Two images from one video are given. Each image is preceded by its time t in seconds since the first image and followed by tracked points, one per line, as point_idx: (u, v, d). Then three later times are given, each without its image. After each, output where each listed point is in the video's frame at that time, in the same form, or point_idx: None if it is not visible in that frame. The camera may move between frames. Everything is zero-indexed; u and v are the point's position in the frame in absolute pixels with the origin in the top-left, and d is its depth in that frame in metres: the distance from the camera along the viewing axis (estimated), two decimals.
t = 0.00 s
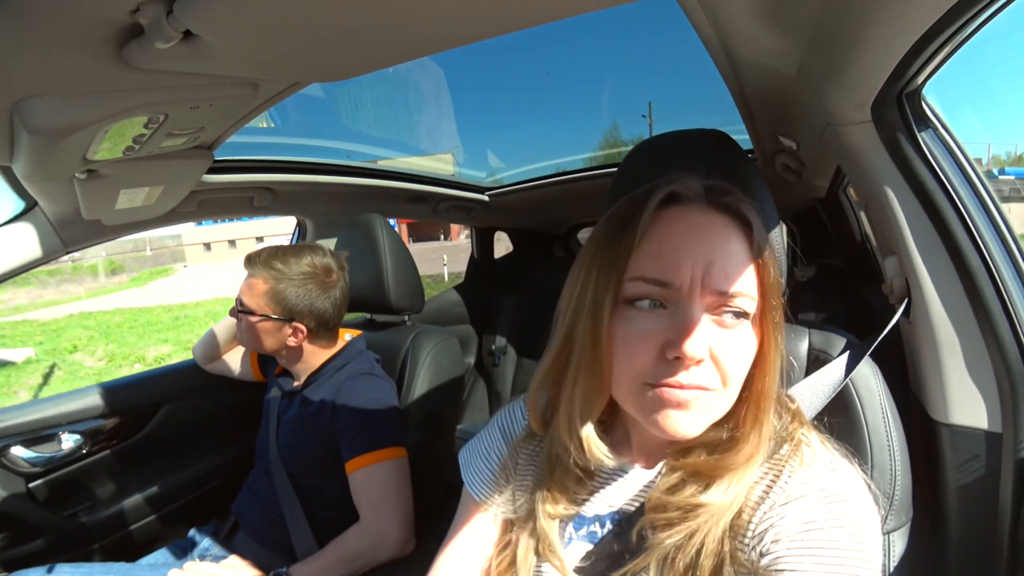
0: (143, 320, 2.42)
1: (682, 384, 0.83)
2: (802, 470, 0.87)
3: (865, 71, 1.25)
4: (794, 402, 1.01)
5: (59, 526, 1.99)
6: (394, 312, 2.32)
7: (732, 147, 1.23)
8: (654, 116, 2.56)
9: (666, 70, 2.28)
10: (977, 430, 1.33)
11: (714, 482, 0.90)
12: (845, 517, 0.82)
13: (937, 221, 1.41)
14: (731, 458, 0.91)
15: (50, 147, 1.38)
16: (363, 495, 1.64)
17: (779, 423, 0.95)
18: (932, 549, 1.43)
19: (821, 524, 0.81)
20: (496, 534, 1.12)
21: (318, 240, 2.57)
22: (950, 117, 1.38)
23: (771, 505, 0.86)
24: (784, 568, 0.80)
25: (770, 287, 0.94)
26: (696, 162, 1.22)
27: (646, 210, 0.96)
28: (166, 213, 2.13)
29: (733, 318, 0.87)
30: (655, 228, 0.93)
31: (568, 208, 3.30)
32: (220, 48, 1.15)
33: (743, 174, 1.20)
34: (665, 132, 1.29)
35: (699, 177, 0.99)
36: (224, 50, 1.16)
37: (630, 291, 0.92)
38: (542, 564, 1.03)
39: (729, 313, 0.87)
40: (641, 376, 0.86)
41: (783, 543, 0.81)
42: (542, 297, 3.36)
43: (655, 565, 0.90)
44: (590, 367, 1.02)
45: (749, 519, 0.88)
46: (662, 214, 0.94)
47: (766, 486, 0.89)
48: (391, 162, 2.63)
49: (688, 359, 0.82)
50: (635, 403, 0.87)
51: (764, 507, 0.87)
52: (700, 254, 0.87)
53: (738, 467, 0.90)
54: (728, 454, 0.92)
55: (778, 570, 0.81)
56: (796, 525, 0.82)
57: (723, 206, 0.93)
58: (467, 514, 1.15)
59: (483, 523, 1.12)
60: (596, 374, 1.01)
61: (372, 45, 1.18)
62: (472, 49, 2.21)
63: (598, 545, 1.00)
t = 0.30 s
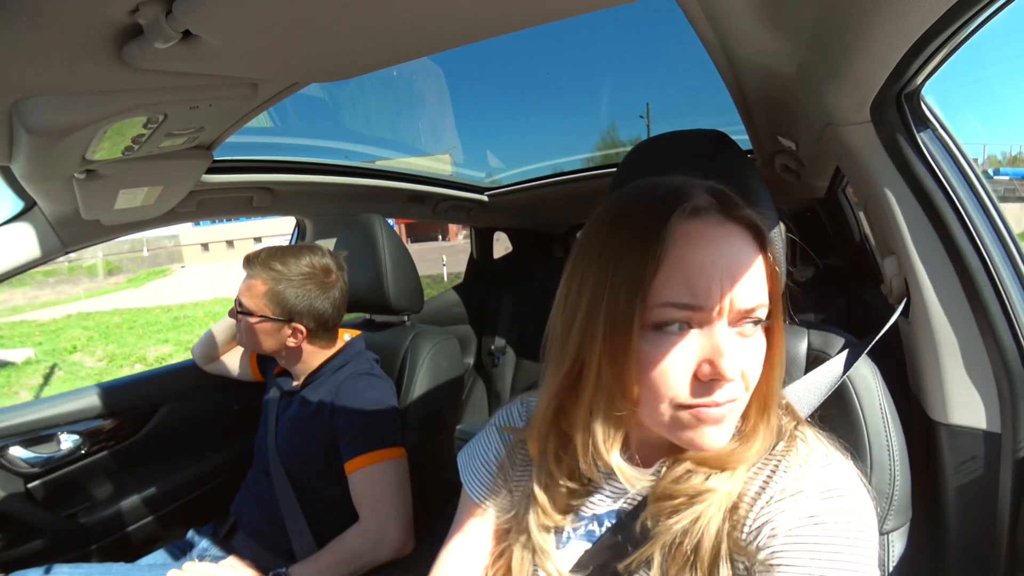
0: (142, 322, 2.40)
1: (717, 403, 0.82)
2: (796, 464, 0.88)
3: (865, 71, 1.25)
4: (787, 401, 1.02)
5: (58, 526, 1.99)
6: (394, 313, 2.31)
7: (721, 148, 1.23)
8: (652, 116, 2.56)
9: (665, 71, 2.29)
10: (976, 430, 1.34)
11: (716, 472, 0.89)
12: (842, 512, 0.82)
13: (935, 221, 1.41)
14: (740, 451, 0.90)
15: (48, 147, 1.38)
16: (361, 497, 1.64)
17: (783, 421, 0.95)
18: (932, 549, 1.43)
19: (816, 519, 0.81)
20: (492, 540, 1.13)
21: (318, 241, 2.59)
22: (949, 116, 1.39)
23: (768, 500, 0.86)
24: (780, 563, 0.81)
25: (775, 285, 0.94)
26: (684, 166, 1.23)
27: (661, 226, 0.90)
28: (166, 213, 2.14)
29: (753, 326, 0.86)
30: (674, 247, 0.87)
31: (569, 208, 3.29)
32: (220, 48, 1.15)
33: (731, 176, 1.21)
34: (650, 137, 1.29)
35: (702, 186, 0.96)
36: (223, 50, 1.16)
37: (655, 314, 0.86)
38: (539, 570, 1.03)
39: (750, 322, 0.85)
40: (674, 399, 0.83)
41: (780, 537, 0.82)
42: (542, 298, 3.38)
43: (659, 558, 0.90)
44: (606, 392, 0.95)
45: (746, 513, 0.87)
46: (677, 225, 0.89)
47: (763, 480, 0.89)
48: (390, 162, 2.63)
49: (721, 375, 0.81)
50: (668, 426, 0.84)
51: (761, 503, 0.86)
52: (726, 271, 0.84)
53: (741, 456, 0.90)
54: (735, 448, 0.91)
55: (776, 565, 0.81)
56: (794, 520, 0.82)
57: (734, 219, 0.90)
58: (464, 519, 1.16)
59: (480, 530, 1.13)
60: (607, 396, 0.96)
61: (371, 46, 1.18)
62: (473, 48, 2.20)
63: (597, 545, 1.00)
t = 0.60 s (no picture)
0: (142, 322, 2.36)
1: (731, 408, 0.82)
2: (794, 460, 0.88)
3: (864, 71, 1.25)
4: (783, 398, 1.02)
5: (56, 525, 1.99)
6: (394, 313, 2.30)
7: (721, 149, 1.23)
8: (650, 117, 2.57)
9: (664, 71, 2.28)
10: (975, 430, 1.33)
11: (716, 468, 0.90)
12: (841, 507, 0.81)
13: (934, 220, 1.41)
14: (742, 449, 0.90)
15: (48, 147, 1.38)
16: (361, 497, 1.64)
17: (785, 418, 0.95)
18: (930, 549, 1.43)
19: (817, 513, 0.81)
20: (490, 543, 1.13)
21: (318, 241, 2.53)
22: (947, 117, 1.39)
23: (768, 496, 0.86)
24: (781, 558, 0.81)
25: (779, 285, 0.94)
26: (683, 168, 1.23)
27: (674, 235, 0.88)
28: (166, 213, 2.14)
29: (761, 329, 0.86)
30: (690, 256, 0.86)
31: (569, 208, 3.29)
32: (219, 49, 1.15)
33: (730, 177, 1.21)
34: (647, 140, 1.29)
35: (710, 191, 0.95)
36: (223, 51, 1.16)
37: (670, 325, 0.84)
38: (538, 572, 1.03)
39: (758, 326, 0.85)
40: (688, 406, 0.82)
41: (781, 533, 0.82)
42: (540, 300, 3.33)
43: (661, 552, 0.91)
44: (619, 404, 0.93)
45: (746, 510, 0.87)
46: (689, 230, 0.88)
47: (765, 475, 0.89)
48: (390, 162, 2.64)
49: (735, 381, 0.81)
50: (684, 434, 0.84)
51: (761, 498, 0.87)
52: (741, 279, 0.83)
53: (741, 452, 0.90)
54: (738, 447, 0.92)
55: (776, 561, 0.81)
56: (794, 515, 0.82)
57: (745, 226, 0.89)
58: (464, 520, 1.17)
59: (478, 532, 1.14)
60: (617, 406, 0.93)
61: (370, 47, 1.18)
62: (473, 48, 2.21)
63: (596, 544, 1.01)
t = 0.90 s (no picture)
0: (143, 321, 2.34)
1: (746, 412, 0.83)
2: (794, 460, 0.88)
3: (865, 71, 1.25)
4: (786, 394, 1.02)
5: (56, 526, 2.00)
6: (394, 313, 2.31)
7: (723, 150, 1.23)
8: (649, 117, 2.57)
9: (664, 71, 2.28)
10: (974, 430, 1.33)
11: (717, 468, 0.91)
12: (842, 507, 0.81)
13: (932, 219, 1.41)
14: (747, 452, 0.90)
15: (48, 147, 1.38)
16: (361, 497, 1.64)
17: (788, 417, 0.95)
18: (930, 549, 1.43)
19: (818, 513, 0.81)
20: (489, 550, 1.13)
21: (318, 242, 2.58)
22: (948, 118, 1.38)
23: (769, 496, 0.86)
24: (781, 558, 0.81)
25: (789, 288, 0.95)
26: (684, 170, 1.23)
27: (697, 243, 0.87)
28: (166, 213, 2.14)
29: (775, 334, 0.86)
30: (715, 264, 0.84)
31: (568, 208, 3.29)
32: (219, 49, 1.15)
33: (730, 177, 1.21)
34: (645, 142, 1.29)
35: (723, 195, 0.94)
36: (222, 51, 1.16)
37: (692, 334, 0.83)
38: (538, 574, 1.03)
39: (773, 329, 0.85)
40: (707, 413, 0.82)
41: (781, 533, 0.82)
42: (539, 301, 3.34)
43: (663, 550, 0.91)
44: (637, 414, 0.91)
45: (746, 510, 0.88)
46: (713, 237, 0.87)
47: (766, 475, 0.89)
48: (390, 162, 2.64)
49: (756, 388, 0.81)
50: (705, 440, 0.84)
51: (761, 499, 0.87)
52: (762, 285, 0.82)
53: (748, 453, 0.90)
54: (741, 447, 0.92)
55: (777, 561, 0.81)
56: (794, 514, 0.82)
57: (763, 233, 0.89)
58: (463, 522, 1.17)
59: (474, 538, 1.14)
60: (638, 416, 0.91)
61: (370, 47, 1.18)
62: (472, 48, 2.20)
63: (597, 544, 1.02)
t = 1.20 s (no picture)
0: (143, 321, 2.37)
1: (759, 409, 0.84)
2: (794, 459, 0.88)
3: (864, 71, 1.25)
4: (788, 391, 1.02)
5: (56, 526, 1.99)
6: (394, 313, 2.31)
7: (720, 149, 1.23)
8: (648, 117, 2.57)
9: (664, 71, 2.29)
10: (974, 429, 1.34)
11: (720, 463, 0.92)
12: (842, 505, 0.81)
13: (932, 218, 1.41)
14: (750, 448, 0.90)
15: (48, 146, 1.38)
16: (361, 497, 1.64)
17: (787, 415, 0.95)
18: (929, 548, 1.43)
19: (819, 510, 0.81)
20: (483, 558, 1.13)
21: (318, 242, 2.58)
22: (948, 118, 1.38)
23: (769, 493, 0.86)
24: (782, 555, 0.81)
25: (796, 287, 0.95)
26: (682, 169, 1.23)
27: (715, 245, 0.87)
28: (166, 213, 2.14)
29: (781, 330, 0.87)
30: (734, 264, 0.85)
31: (568, 208, 3.29)
32: (218, 49, 1.15)
33: (727, 177, 1.21)
34: (639, 144, 1.30)
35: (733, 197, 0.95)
36: (222, 50, 1.16)
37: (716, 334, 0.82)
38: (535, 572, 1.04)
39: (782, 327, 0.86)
40: (721, 411, 0.83)
41: (781, 530, 0.82)
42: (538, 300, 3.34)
43: (665, 546, 0.92)
44: (661, 418, 0.89)
45: (746, 509, 0.88)
46: (729, 237, 0.87)
47: (767, 472, 0.89)
48: (390, 162, 2.64)
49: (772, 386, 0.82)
50: (721, 438, 0.84)
51: (762, 497, 0.87)
52: (775, 282, 0.83)
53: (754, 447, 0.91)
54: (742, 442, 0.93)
55: (777, 558, 0.82)
56: (795, 512, 0.82)
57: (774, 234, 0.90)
58: (461, 526, 1.17)
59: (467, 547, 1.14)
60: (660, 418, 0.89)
61: (370, 47, 1.18)
62: (472, 48, 2.21)
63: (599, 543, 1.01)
